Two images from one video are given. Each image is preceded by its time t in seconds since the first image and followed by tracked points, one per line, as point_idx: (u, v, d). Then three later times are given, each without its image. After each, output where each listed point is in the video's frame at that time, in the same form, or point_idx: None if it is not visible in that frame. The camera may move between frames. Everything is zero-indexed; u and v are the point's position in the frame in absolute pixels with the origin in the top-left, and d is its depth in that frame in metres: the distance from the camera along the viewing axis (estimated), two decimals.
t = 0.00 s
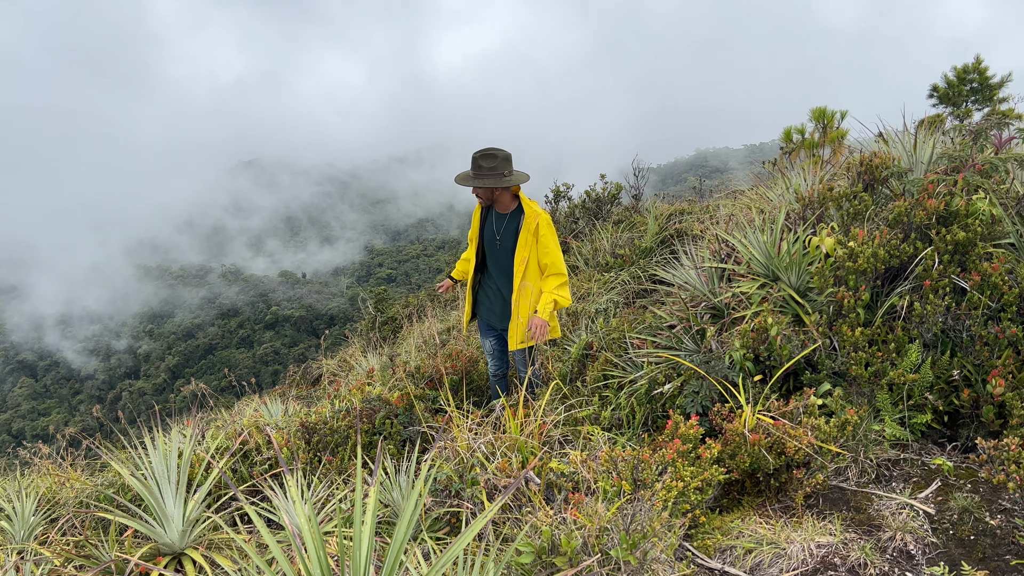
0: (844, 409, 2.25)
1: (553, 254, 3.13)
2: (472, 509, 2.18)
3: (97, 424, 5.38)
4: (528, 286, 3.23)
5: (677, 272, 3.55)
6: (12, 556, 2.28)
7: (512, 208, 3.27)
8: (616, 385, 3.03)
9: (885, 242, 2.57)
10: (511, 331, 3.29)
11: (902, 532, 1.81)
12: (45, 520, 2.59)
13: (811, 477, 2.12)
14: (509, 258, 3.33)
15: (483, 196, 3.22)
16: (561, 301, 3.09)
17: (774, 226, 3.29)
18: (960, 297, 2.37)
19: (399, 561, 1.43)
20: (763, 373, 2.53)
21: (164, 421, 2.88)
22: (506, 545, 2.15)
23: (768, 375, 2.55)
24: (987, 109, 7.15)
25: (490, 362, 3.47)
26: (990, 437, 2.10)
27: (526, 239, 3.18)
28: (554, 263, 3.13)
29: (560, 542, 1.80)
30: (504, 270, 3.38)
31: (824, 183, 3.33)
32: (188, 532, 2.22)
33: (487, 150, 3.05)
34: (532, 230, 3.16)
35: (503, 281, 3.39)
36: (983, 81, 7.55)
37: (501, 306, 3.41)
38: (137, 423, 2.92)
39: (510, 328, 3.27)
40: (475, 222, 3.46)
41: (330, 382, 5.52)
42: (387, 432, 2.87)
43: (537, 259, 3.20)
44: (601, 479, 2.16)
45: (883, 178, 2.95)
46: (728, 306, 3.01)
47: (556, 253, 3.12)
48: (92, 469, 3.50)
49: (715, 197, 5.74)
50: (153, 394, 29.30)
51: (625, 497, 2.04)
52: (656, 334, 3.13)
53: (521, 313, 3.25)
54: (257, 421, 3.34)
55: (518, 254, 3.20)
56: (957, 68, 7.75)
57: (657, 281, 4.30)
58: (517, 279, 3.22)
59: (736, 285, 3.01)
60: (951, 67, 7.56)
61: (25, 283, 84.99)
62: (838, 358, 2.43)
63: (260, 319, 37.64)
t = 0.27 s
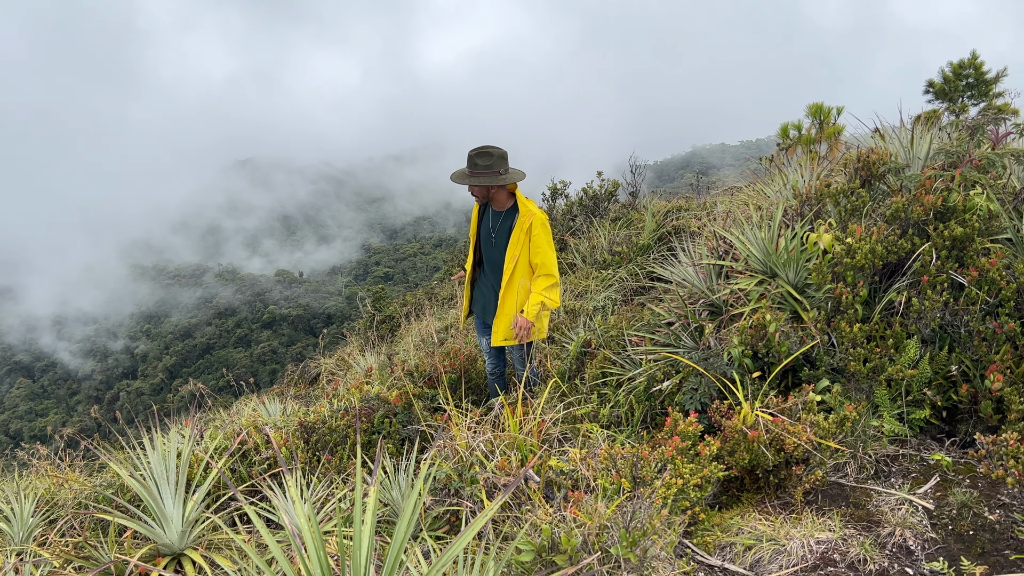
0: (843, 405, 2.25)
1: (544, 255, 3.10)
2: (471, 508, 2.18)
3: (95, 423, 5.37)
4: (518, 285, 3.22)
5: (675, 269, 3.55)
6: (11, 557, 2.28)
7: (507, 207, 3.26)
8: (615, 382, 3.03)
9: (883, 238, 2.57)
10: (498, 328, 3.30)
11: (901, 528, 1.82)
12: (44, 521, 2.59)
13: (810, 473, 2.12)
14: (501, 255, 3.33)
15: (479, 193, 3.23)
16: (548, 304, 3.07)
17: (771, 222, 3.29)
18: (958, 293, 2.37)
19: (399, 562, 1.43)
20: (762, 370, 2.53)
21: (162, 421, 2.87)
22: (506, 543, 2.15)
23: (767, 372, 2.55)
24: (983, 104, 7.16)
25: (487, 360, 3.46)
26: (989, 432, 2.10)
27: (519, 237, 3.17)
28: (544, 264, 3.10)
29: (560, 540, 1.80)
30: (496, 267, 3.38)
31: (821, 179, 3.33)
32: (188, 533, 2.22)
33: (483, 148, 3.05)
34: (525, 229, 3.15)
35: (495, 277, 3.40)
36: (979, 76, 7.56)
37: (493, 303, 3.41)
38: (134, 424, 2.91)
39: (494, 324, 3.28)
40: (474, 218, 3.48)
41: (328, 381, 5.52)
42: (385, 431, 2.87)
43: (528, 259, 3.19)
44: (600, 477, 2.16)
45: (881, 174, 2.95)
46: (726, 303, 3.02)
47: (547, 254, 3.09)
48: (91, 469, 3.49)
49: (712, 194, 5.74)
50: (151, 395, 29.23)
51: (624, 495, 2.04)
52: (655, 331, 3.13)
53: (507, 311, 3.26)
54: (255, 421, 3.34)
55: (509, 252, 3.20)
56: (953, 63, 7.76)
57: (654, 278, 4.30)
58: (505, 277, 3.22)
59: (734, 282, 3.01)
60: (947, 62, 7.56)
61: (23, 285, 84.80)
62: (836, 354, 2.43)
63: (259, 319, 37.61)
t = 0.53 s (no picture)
0: (841, 400, 2.24)
1: (545, 249, 3.15)
2: (469, 506, 2.16)
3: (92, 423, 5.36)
4: (519, 281, 3.24)
5: (672, 265, 3.54)
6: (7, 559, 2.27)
7: (504, 204, 3.25)
8: (613, 378, 3.02)
9: (880, 232, 2.56)
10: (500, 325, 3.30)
11: (900, 522, 1.81)
12: (40, 522, 2.57)
13: (808, 469, 2.11)
14: (499, 253, 3.32)
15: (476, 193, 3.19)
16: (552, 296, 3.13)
17: (768, 217, 3.28)
18: (955, 287, 2.37)
19: (398, 559, 1.42)
20: (760, 365, 2.53)
21: (158, 421, 2.86)
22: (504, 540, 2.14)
23: (765, 367, 2.54)
24: (980, 97, 7.15)
25: (485, 357, 3.47)
26: (987, 426, 2.10)
27: (518, 234, 3.18)
28: (545, 257, 3.16)
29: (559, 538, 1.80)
30: (495, 265, 3.37)
31: (818, 173, 3.32)
32: (185, 533, 2.21)
33: (480, 145, 3.03)
34: (524, 225, 3.16)
35: (493, 276, 3.38)
36: (976, 69, 7.55)
37: (492, 300, 3.40)
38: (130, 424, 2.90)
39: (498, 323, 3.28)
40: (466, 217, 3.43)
41: (326, 379, 5.51)
42: (383, 429, 2.86)
43: (528, 254, 3.21)
44: (598, 474, 2.16)
45: (877, 168, 2.94)
46: (724, 298, 3.01)
47: (548, 248, 3.15)
48: (87, 469, 3.47)
49: (709, 189, 5.73)
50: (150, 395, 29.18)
51: (622, 491, 2.03)
52: (652, 327, 3.12)
53: (508, 308, 3.26)
54: (252, 419, 3.33)
55: (509, 249, 3.20)
56: (950, 56, 7.73)
57: (651, 274, 4.30)
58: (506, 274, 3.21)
59: (731, 277, 3.01)
60: (945, 55, 7.54)
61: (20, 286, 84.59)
62: (834, 349, 2.43)
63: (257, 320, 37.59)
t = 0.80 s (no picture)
0: (833, 395, 2.25)
1: (543, 244, 3.28)
2: (462, 503, 2.16)
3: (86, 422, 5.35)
4: (519, 277, 3.26)
5: (665, 261, 3.54)
6: None
7: (501, 200, 3.28)
8: (606, 375, 3.03)
9: (872, 227, 2.57)
10: (500, 323, 3.31)
11: (892, 517, 1.82)
12: (34, 523, 2.57)
13: (801, 464, 2.11)
14: (499, 249, 3.32)
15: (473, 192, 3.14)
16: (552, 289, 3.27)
17: (761, 213, 3.28)
18: (947, 281, 2.37)
19: (389, 559, 1.42)
20: (752, 361, 2.54)
21: (151, 421, 2.86)
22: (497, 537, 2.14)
23: (757, 363, 2.55)
24: (972, 92, 7.16)
25: (480, 355, 3.48)
26: (979, 420, 2.10)
27: (519, 229, 3.23)
28: (543, 252, 3.29)
29: (552, 534, 1.81)
30: (493, 262, 3.35)
31: (811, 169, 3.33)
32: (178, 533, 2.21)
33: (478, 143, 3.02)
34: (525, 220, 3.23)
35: (492, 273, 3.35)
36: (968, 64, 7.56)
37: (490, 298, 3.39)
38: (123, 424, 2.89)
39: (501, 319, 3.27)
40: (458, 214, 3.36)
41: (321, 377, 5.51)
42: (377, 427, 2.86)
43: (527, 250, 3.28)
44: (591, 470, 2.16)
45: (869, 163, 2.95)
46: (716, 294, 3.02)
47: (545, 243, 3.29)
48: (82, 469, 3.46)
49: (703, 185, 5.74)
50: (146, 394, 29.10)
51: (615, 488, 2.04)
52: (646, 323, 3.13)
53: (509, 305, 3.27)
54: (246, 418, 3.32)
55: (511, 244, 3.22)
56: (942, 51, 7.74)
57: (645, 271, 4.30)
58: (510, 270, 3.22)
59: (724, 273, 3.01)
60: (938, 50, 7.55)
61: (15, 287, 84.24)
62: (826, 344, 2.44)
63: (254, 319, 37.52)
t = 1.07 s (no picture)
0: (827, 391, 2.25)
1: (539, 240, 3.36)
2: (458, 500, 2.17)
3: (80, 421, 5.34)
4: (518, 272, 3.29)
5: (659, 258, 3.54)
6: None
7: (500, 196, 3.29)
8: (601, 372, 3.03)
9: (866, 224, 2.58)
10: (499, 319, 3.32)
11: (886, 512, 1.83)
12: (28, 523, 2.56)
13: (795, 460, 2.12)
14: (498, 246, 3.33)
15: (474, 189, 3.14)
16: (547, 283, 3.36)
17: (755, 210, 3.29)
18: (940, 277, 2.39)
19: (385, 561, 1.40)
20: (746, 357, 2.55)
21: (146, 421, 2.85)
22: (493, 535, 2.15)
23: (752, 359, 2.56)
24: (964, 89, 7.19)
25: (475, 353, 3.47)
26: (972, 415, 2.12)
27: (519, 224, 3.26)
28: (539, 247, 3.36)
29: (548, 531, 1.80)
30: (492, 259, 3.35)
31: (804, 166, 3.34)
32: (174, 532, 2.21)
33: (479, 140, 3.02)
34: (524, 215, 3.27)
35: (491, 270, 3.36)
36: (960, 60, 7.58)
37: (488, 295, 3.38)
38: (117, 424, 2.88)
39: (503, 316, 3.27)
40: (456, 210, 3.29)
41: (315, 376, 5.51)
42: (372, 426, 2.86)
43: (525, 245, 3.32)
44: (587, 467, 2.16)
45: (862, 160, 2.96)
46: (710, 291, 3.02)
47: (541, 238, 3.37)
48: (76, 469, 3.45)
49: (696, 183, 5.75)
50: (140, 395, 28.91)
51: (611, 484, 2.04)
52: (640, 320, 3.13)
53: (508, 301, 3.28)
54: (241, 417, 3.32)
55: (511, 240, 3.24)
56: (934, 48, 7.76)
57: (639, 268, 4.31)
58: (511, 265, 3.23)
59: (718, 270, 3.02)
60: (930, 46, 7.56)
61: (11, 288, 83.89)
62: (820, 340, 2.45)
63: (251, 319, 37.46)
